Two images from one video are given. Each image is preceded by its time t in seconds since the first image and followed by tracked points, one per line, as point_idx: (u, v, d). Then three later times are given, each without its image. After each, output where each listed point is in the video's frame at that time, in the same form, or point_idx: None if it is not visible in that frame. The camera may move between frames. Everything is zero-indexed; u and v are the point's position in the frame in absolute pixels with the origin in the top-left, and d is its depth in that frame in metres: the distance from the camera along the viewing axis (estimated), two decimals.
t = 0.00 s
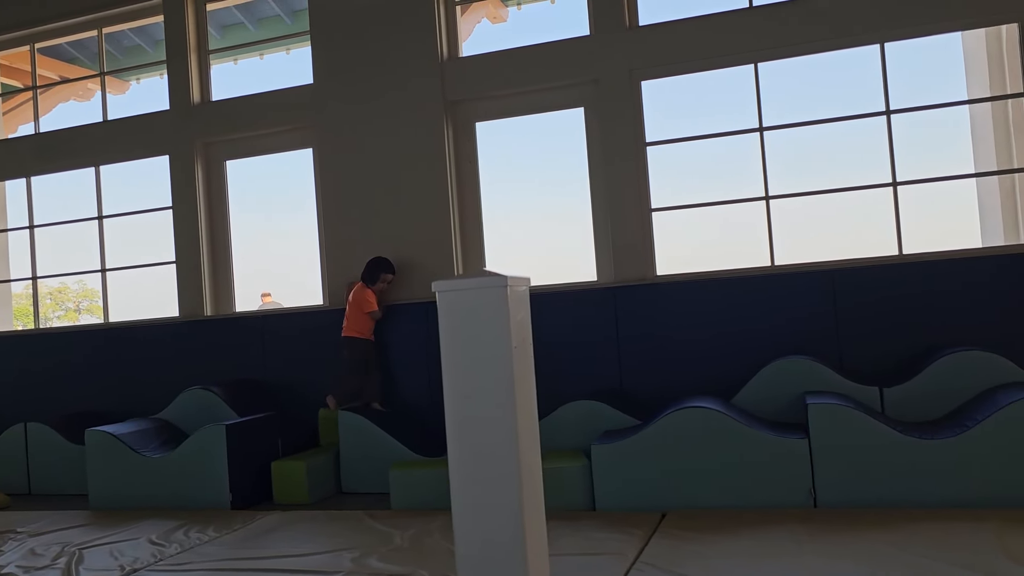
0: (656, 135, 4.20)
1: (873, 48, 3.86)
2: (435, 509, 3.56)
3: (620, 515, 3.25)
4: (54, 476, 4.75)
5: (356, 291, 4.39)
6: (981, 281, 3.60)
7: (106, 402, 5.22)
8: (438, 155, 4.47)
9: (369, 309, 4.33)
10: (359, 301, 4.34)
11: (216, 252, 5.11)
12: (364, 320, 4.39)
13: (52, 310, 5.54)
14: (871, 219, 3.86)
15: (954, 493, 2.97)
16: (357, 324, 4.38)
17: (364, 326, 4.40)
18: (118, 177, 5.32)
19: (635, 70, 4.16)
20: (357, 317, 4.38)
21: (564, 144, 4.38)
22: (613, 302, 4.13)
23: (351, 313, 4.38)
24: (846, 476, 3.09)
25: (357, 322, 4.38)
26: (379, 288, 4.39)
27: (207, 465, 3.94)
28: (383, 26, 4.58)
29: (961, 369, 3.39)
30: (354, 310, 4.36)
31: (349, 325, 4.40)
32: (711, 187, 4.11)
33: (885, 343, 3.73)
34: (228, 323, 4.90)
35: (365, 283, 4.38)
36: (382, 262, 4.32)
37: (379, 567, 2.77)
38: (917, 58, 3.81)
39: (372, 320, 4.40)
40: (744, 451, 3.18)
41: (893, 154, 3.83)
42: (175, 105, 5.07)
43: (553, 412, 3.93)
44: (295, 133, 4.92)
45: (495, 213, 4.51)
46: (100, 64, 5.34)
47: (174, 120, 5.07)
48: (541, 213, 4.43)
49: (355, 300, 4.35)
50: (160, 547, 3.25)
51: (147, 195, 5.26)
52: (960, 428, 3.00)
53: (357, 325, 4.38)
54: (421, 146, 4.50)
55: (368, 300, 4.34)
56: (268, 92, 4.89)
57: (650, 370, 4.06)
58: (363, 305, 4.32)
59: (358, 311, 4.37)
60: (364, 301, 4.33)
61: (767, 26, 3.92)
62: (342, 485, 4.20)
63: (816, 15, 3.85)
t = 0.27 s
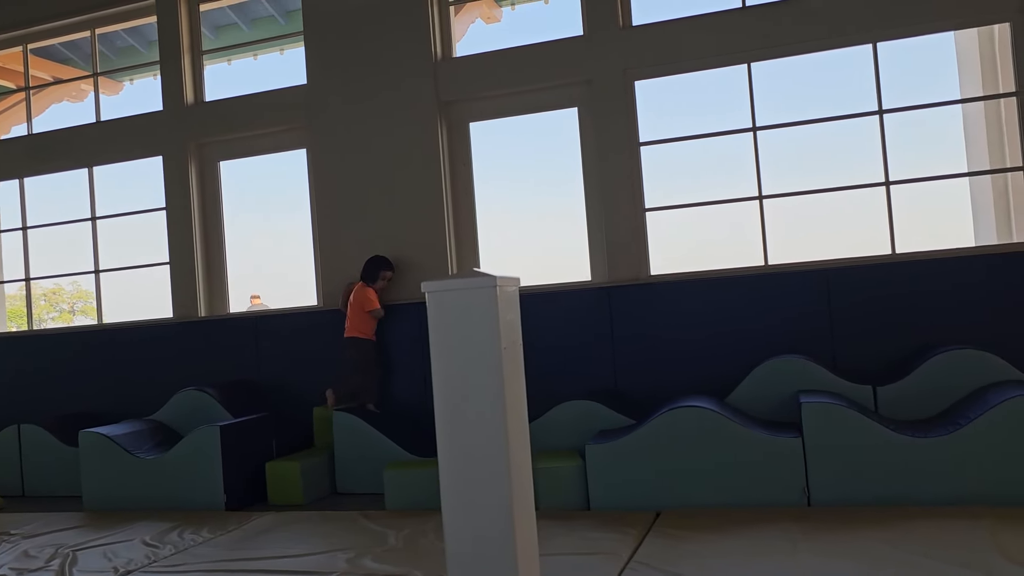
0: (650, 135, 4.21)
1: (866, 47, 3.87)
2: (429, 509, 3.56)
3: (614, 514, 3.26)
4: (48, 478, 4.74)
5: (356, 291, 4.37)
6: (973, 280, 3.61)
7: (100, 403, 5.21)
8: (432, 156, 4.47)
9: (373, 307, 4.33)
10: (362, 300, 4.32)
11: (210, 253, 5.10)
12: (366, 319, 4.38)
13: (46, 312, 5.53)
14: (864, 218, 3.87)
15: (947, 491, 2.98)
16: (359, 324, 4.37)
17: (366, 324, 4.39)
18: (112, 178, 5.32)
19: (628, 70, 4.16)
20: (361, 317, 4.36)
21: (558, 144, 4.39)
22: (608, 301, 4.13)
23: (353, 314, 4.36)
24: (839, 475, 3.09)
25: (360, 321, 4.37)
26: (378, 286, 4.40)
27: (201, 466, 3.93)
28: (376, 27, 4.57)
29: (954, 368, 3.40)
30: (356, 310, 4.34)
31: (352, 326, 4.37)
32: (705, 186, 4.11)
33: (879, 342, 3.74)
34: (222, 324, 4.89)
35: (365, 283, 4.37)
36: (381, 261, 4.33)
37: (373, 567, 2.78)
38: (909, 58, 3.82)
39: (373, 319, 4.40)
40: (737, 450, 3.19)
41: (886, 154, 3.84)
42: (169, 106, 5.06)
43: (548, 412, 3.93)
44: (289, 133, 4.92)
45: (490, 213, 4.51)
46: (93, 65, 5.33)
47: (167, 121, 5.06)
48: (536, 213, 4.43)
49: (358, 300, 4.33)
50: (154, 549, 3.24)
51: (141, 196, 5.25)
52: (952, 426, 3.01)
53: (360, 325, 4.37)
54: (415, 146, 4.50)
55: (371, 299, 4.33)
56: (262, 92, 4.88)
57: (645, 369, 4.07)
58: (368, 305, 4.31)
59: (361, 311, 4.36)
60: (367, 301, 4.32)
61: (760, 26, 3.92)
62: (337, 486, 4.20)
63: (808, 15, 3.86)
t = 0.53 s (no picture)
0: (645, 134, 4.21)
1: (860, 46, 3.87)
2: (425, 509, 3.55)
3: (610, 513, 3.26)
4: (43, 478, 4.73)
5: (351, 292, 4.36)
6: (968, 279, 3.62)
7: (95, 403, 5.20)
8: (427, 155, 4.46)
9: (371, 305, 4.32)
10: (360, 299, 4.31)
11: (205, 253, 5.09)
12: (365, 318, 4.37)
13: (41, 312, 5.51)
14: (859, 217, 3.88)
15: (942, 489, 2.98)
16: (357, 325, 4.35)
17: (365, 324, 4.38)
18: (106, 177, 5.30)
19: (624, 70, 4.16)
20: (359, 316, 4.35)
21: (554, 144, 4.39)
22: (603, 300, 4.13)
23: (350, 314, 4.35)
24: (835, 473, 3.10)
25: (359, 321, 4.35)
26: (371, 284, 4.40)
27: (197, 467, 3.93)
28: (371, 26, 4.57)
29: (949, 367, 3.41)
30: (353, 311, 4.33)
31: (350, 326, 4.35)
32: (700, 185, 4.11)
33: (874, 341, 3.75)
34: (218, 324, 4.88)
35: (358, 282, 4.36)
36: (371, 258, 4.34)
37: (369, 567, 2.77)
38: (904, 57, 3.82)
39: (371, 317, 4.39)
40: (733, 449, 3.19)
41: (881, 153, 3.85)
42: (164, 105, 5.05)
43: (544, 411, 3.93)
44: (284, 133, 4.91)
45: (485, 213, 4.51)
46: (88, 64, 5.32)
47: (162, 120, 5.05)
48: (531, 212, 4.43)
49: (354, 299, 4.32)
50: (149, 549, 3.24)
51: (136, 196, 5.24)
52: (948, 425, 3.02)
53: (359, 324, 4.35)
54: (411, 146, 4.50)
55: (367, 298, 4.33)
56: (257, 92, 4.87)
57: (641, 369, 4.07)
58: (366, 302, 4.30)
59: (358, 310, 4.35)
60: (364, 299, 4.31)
61: (755, 25, 3.93)
62: (333, 486, 4.19)
63: (803, 15, 3.86)
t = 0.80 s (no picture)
0: (640, 132, 4.21)
1: (854, 45, 3.88)
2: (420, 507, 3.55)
3: (605, 511, 3.27)
4: (37, 478, 4.72)
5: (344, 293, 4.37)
6: (962, 277, 3.63)
7: (90, 402, 5.19)
8: (422, 153, 4.46)
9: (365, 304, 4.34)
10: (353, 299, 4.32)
11: (200, 252, 5.08)
12: (361, 317, 4.39)
13: (36, 311, 5.49)
14: (854, 216, 3.89)
15: (936, 487, 2.99)
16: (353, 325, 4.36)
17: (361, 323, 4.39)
18: (101, 176, 5.29)
19: (619, 68, 4.16)
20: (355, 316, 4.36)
21: (549, 142, 4.39)
22: (598, 298, 4.14)
23: (346, 316, 4.35)
24: (829, 471, 3.11)
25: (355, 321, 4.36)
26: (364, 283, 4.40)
27: (192, 465, 3.92)
28: (366, 24, 4.56)
29: (943, 364, 3.42)
30: (347, 312, 4.34)
31: (345, 327, 4.36)
32: (696, 184, 4.12)
33: (868, 340, 3.76)
34: (213, 323, 4.88)
35: (350, 282, 4.37)
36: (359, 257, 4.36)
37: (364, 566, 2.77)
38: (898, 56, 3.83)
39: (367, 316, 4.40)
40: (727, 447, 3.20)
41: (875, 152, 3.85)
42: (158, 104, 5.04)
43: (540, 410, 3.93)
44: (279, 132, 4.90)
45: (480, 212, 4.51)
46: (82, 63, 5.31)
47: (157, 119, 5.04)
48: (526, 211, 4.43)
49: (348, 300, 4.33)
50: (144, 548, 3.23)
51: (130, 194, 5.22)
52: (943, 422, 3.02)
53: (356, 324, 4.37)
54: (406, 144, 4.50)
55: (362, 297, 4.33)
56: (251, 90, 4.87)
57: (636, 367, 4.07)
58: (360, 302, 4.31)
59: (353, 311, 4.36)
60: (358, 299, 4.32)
61: (749, 24, 3.93)
62: (328, 485, 4.19)
63: (798, 14, 3.87)
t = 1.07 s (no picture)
0: (635, 131, 4.21)
1: (849, 45, 3.89)
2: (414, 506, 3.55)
3: (599, 510, 3.27)
4: (31, 477, 4.71)
5: (339, 293, 4.37)
6: (955, 277, 3.64)
7: (84, 401, 5.18)
8: (417, 152, 4.46)
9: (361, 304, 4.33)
10: (348, 300, 4.32)
11: (195, 250, 5.07)
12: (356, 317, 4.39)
13: (30, 310, 5.48)
14: (848, 216, 3.89)
15: (929, 486, 3.00)
16: (348, 325, 4.37)
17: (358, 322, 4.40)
18: (95, 175, 5.28)
19: (613, 67, 4.16)
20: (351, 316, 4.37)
21: (544, 141, 4.39)
22: (593, 297, 4.14)
23: (341, 315, 4.36)
24: (823, 470, 3.11)
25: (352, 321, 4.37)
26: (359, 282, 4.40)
27: (186, 464, 3.92)
28: (361, 22, 4.56)
29: (937, 363, 3.43)
30: (341, 312, 4.35)
31: (342, 327, 4.37)
32: (691, 183, 4.12)
33: (861, 339, 3.77)
34: (207, 322, 4.87)
35: (345, 282, 4.37)
36: (350, 257, 4.33)
37: (358, 565, 2.77)
38: (893, 55, 3.84)
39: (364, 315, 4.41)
40: (721, 446, 3.20)
41: (869, 151, 3.86)
42: (153, 102, 5.03)
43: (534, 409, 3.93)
44: (274, 130, 4.89)
45: (476, 211, 4.50)
46: (76, 60, 5.29)
47: (152, 117, 5.03)
48: (522, 210, 4.43)
49: (343, 301, 4.33)
50: (138, 547, 3.23)
51: (125, 193, 5.21)
52: (937, 421, 3.03)
53: (351, 324, 4.37)
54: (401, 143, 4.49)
55: (356, 298, 4.33)
56: (246, 89, 4.86)
57: (631, 366, 4.08)
58: (355, 303, 4.31)
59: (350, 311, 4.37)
60: (353, 300, 4.32)
61: (743, 23, 3.94)
62: (323, 484, 4.19)
63: (793, 13, 3.88)
